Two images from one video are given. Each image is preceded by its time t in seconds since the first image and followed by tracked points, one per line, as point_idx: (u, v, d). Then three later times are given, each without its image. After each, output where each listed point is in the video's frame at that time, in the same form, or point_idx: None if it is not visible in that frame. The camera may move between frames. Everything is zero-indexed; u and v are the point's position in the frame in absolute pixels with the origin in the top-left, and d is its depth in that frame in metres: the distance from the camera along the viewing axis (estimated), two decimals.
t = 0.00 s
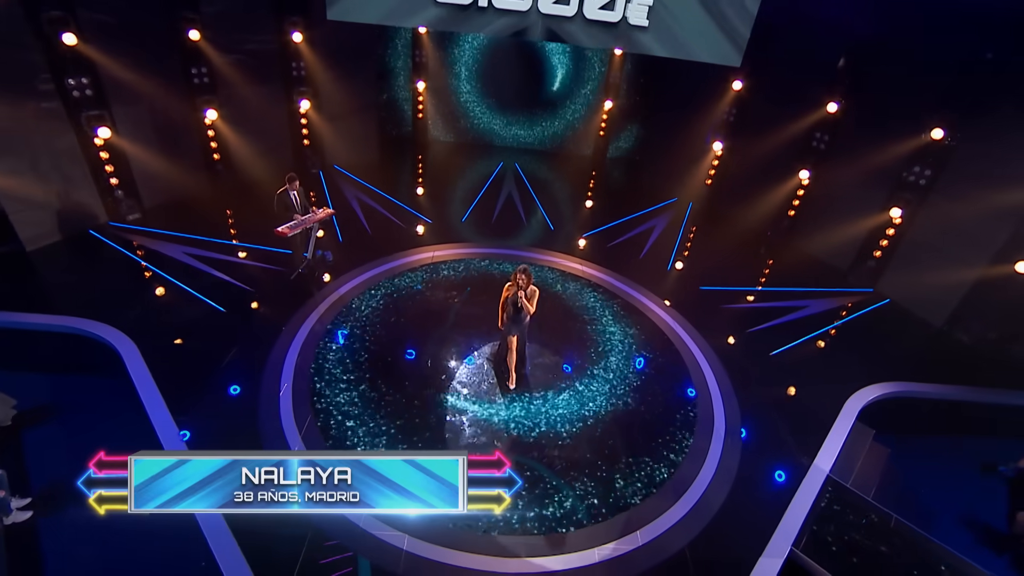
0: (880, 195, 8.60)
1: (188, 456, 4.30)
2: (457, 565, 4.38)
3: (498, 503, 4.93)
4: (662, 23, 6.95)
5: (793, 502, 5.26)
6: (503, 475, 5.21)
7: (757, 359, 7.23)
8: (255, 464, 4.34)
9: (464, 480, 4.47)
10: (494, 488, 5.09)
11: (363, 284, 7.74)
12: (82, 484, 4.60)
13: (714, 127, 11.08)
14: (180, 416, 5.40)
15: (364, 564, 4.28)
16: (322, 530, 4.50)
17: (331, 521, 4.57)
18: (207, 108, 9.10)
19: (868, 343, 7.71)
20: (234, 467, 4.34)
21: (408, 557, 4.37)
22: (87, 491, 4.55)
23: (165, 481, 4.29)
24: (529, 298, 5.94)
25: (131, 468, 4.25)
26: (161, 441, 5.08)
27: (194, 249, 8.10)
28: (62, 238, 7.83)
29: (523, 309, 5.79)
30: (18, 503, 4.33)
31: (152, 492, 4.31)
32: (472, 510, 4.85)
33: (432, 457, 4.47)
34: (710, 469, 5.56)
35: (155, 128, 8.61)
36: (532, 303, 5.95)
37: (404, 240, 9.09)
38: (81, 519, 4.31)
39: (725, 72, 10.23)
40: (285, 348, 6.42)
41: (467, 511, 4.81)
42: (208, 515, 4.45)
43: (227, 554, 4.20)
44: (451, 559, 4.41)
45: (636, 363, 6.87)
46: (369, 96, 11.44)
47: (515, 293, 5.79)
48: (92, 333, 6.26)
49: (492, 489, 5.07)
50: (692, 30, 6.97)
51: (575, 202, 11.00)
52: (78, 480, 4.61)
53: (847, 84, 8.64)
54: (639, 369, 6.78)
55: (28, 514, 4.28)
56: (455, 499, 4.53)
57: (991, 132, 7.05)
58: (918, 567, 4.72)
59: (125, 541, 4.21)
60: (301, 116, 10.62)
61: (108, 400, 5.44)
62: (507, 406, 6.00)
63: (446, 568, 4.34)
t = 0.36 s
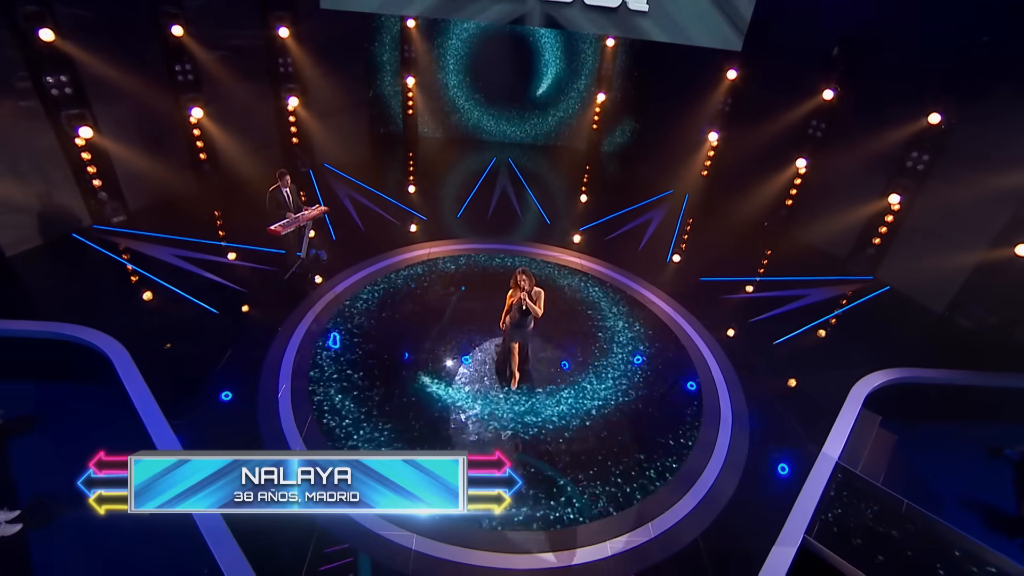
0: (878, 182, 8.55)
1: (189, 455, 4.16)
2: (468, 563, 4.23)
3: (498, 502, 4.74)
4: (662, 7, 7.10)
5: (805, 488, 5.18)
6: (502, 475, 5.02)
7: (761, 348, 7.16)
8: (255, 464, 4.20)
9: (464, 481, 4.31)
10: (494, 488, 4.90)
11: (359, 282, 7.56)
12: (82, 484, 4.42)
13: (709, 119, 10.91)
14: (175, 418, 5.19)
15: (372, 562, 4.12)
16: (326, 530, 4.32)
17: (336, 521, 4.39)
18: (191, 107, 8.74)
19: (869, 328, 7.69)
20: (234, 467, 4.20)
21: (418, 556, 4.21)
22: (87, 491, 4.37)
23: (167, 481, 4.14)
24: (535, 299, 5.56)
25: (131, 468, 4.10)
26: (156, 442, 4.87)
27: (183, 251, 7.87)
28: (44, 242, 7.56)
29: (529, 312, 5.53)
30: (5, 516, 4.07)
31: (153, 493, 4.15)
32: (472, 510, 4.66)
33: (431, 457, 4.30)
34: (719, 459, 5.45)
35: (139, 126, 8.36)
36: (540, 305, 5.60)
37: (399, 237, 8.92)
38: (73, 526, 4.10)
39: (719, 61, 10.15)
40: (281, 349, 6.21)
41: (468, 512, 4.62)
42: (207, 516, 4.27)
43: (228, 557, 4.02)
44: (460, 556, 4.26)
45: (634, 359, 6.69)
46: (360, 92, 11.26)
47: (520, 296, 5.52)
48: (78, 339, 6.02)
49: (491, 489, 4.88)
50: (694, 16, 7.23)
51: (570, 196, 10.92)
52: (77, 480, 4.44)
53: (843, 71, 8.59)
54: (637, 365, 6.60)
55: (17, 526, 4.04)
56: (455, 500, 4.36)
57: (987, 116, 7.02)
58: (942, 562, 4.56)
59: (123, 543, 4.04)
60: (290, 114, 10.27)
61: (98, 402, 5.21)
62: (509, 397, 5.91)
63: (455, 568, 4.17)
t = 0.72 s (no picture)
0: (869, 170, 8.54)
1: (189, 455, 4.02)
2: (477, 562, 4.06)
3: (499, 502, 4.57)
4: None
5: (812, 472, 5.13)
6: (503, 475, 4.84)
7: (760, 336, 7.11)
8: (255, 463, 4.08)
9: (465, 480, 4.17)
10: (494, 487, 4.72)
11: (351, 282, 7.37)
12: (82, 484, 4.24)
13: (699, 112, 10.92)
14: (164, 423, 4.92)
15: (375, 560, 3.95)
16: (328, 536, 4.08)
17: (337, 522, 4.18)
18: (171, 107, 8.51)
19: (864, 314, 7.70)
20: (235, 467, 4.08)
21: (423, 556, 4.03)
22: (87, 491, 4.19)
23: (168, 481, 3.99)
24: (535, 301, 5.44)
25: (131, 468, 3.96)
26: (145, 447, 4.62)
27: (167, 255, 7.61)
28: (18, 249, 7.26)
29: (529, 313, 5.38)
30: None
31: (151, 495, 3.99)
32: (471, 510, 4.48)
33: (430, 457, 4.21)
34: (723, 448, 5.37)
35: (116, 127, 8.07)
36: (540, 307, 5.47)
37: (390, 236, 8.74)
38: (54, 541, 3.81)
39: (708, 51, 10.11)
40: (273, 351, 6.00)
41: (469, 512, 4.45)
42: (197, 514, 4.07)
43: (223, 559, 3.83)
44: (466, 555, 4.10)
45: (627, 355, 6.54)
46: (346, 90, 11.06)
47: (519, 298, 5.40)
48: (59, 347, 5.72)
49: (491, 489, 4.70)
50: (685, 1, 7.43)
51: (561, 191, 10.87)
52: (77, 480, 4.26)
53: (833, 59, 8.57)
54: (630, 362, 6.44)
55: None
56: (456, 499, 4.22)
57: (976, 101, 7.03)
58: (965, 555, 4.39)
59: (113, 549, 3.81)
60: (273, 113, 10.00)
61: (79, 409, 4.93)
62: (504, 394, 5.76)
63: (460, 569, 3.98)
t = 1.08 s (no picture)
0: (856, 159, 8.62)
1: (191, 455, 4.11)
2: (481, 559, 3.93)
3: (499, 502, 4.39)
4: None
5: (813, 456, 5.12)
6: (503, 475, 4.66)
7: (756, 326, 7.10)
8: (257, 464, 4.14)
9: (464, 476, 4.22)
10: (494, 487, 4.53)
11: (342, 283, 7.21)
12: (82, 484, 4.10)
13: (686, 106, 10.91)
14: (153, 432, 4.70)
15: (375, 561, 3.79)
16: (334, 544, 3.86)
17: (337, 525, 3.99)
18: (150, 108, 8.34)
19: (856, 301, 7.75)
20: (235, 469, 4.13)
21: (427, 556, 3.87)
22: (88, 491, 4.05)
23: (169, 481, 4.01)
24: (535, 309, 5.03)
25: (133, 471, 4.03)
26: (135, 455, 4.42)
27: (149, 260, 7.38)
28: None
29: (530, 324, 4.99)
30: None
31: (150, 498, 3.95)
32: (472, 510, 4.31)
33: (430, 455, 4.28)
34: (725, 437, 5.32)
35: (93, 129, 7.82)
36: (539, 316, 5.06)
37: (379, 236, 8.59)
38: (37, 563, 3.55)
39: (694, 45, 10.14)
40: (264, 354, 5.82)
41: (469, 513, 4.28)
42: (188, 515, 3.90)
43: (216, 557, 3.67)
44: (471, 553, 3.96)
45: (618, 354, 6.37)
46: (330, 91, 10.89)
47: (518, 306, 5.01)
48: (41, 357, 5.46)
49: (491, 490, 4.51)
50: None
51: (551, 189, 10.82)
52: (77, 481, 4.12)
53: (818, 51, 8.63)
54: (621, 361, 6.27)
55: None
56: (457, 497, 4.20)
57: (960, 89, 7.11)
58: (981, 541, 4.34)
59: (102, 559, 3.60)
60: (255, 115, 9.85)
61: (59, 421, 4.67)
62: (497, 396, 5.54)
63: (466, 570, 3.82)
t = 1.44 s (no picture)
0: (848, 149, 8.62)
1: (187, 553, 3.12)
2: None
3: None
4: None
5: (817, 442, 5.05)
6: None
7: (753, 316, 7.06)
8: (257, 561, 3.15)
9: None
10: None
11: (333, 281, 7.03)
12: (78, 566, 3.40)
13: (676, 99, 11.00)
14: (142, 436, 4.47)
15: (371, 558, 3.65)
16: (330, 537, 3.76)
17: (335, 522, 3.89)
18: (129, 107, 8.12)
19: (851, 290, 7.73)
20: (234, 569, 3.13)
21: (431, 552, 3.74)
22: None
23: None
24: (539, 310, 4.86)
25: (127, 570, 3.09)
26: (125, 460, 4.18)
27: (131, 262, 7.14)
28: None
29: (535, 326, 4.80)
30: None
31: None
32: None
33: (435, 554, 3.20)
34: (728, 426, 5.22)
35: (70, 128, 7.56)
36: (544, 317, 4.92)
37: (370, 234, 8.43)
38: None
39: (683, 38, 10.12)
40: (255, 354, 5.63)
41: None
42: (185, 522, 3.74)
43: None
44: (475, 549, 3.81)
45: (611, 354, 6.16)
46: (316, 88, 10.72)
47: (522, 308, 4.81)
48: (21, 362, 5.21)
49: None
50: None
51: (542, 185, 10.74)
52: None
53: (808, 42, 8.63)
54: (615, 361, 6.05)
55: None
56: None
57: (949, 76, 7.10)
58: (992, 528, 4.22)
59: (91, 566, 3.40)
60: (238, 114, 9.71)
61: (37, 429, 4.41)
62: (495, 394, 5.34)
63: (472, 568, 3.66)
